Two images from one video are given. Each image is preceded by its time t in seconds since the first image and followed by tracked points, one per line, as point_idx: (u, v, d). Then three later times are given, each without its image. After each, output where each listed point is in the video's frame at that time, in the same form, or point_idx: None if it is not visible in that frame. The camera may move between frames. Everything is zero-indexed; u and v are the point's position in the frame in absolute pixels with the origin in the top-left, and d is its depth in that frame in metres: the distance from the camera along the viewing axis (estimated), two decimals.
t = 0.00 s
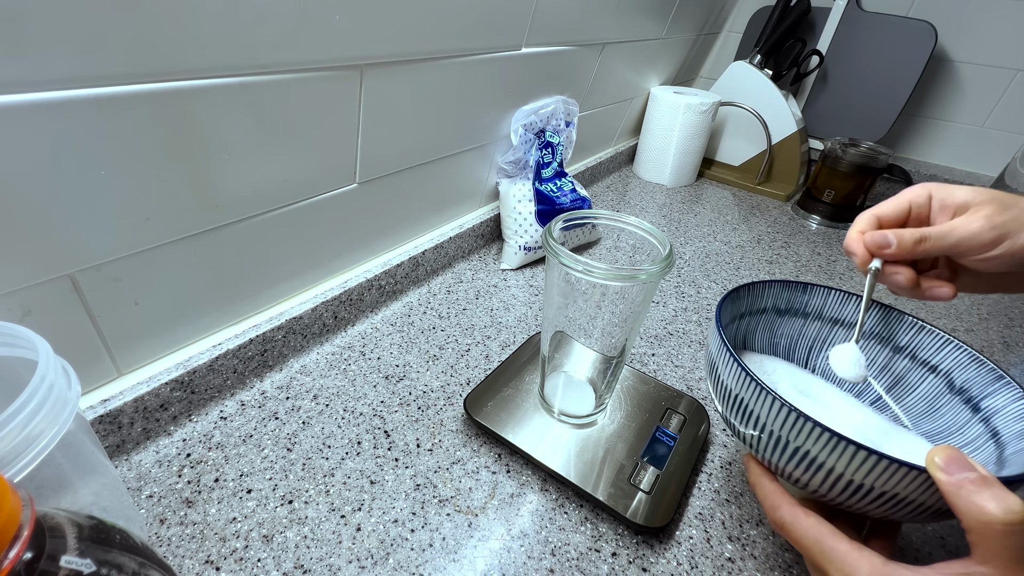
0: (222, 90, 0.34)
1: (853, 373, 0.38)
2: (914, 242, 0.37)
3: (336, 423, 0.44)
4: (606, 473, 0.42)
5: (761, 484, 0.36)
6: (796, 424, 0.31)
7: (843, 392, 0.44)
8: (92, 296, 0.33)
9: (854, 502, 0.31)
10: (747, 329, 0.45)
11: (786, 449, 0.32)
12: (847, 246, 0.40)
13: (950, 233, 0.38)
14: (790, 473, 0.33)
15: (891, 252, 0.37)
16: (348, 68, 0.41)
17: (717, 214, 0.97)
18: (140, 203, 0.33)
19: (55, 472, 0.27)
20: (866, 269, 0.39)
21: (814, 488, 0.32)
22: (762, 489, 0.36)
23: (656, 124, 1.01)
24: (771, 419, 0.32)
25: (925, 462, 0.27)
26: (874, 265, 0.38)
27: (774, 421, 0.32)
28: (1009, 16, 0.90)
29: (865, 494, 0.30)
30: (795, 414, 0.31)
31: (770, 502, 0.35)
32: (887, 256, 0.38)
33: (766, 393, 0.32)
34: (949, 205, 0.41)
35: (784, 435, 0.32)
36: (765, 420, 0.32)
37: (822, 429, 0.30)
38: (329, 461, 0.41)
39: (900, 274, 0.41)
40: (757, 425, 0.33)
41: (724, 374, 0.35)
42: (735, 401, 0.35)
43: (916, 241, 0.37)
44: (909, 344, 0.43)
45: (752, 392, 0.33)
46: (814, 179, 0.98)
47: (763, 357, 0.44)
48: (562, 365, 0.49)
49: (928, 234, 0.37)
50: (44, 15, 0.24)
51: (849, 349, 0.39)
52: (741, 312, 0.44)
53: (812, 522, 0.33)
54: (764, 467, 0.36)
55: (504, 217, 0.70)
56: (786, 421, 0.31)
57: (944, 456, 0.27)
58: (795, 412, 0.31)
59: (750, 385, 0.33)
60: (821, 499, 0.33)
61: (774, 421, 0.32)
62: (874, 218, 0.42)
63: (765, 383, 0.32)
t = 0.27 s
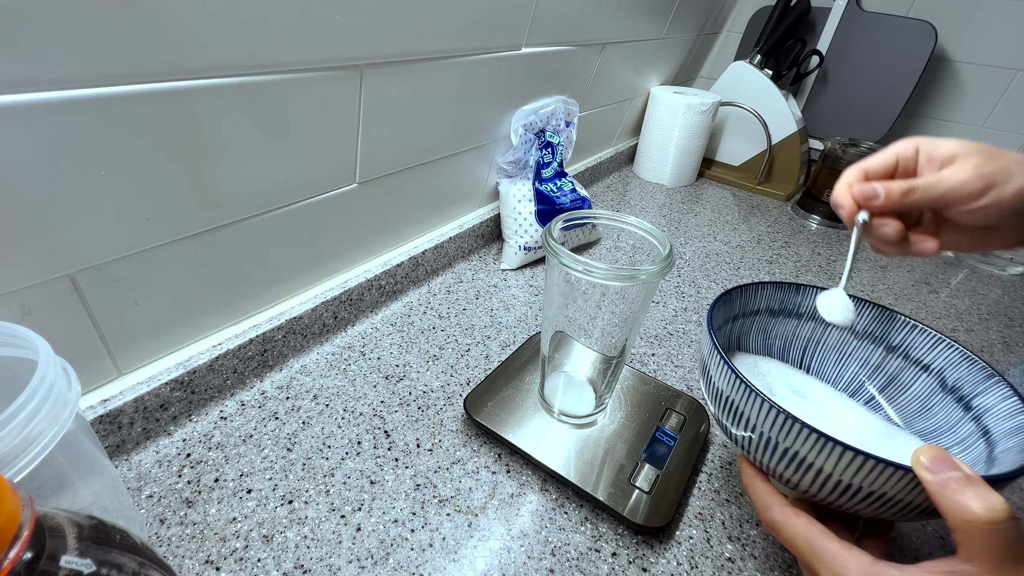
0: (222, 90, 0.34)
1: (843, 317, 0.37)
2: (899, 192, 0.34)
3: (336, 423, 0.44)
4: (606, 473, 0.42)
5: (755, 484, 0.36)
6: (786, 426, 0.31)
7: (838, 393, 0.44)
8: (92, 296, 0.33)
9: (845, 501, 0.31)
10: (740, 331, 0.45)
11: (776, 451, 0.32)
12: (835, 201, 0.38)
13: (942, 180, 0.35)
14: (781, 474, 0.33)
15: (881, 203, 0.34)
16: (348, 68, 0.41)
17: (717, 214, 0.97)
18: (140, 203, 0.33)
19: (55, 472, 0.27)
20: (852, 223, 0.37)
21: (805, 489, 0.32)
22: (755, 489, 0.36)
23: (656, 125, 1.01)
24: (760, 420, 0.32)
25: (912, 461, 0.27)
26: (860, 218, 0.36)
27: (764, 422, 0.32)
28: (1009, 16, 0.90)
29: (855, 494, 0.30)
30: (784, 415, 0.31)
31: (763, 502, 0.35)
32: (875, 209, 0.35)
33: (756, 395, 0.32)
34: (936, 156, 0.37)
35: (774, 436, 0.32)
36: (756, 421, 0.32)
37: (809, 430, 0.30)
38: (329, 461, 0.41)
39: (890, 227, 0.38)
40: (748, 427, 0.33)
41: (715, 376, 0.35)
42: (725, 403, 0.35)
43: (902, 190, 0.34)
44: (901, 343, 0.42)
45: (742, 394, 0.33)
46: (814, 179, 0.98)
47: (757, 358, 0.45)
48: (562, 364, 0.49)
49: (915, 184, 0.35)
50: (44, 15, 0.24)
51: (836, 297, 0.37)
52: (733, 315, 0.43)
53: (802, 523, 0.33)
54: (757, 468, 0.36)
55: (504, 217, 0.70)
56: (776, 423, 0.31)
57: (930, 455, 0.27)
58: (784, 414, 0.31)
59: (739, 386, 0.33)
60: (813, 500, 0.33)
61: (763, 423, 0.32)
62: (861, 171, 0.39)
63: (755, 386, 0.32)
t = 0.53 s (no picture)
0: (222, 90, 0.34)
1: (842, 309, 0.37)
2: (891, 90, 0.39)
3: (336, 423, 0.44)
4: (606, 473, 0.42)
5: (757, 492, 0.36)
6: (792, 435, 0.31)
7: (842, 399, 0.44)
8: (92, 296, 0.33)
9: (850, 511, 0.31)
10: (746, 334, 0.45)
11: (782, 459, 0.32)
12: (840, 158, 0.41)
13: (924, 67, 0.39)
14: (786, 482, 0.33)
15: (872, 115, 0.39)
16: (348, 68, 0.41)
17: (717, 214, 0.97)
18: (140, 203, 0.33)
19: (55, 471, 0.27)
20: (855, 164, 0.40)
21: (809, 498, 0.32)
22: (758, 498, 0.36)
23: (656, 124, 1.01)
24: (767, 427, 0.32)
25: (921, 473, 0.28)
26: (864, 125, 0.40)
27: (771, 429, 0.32)
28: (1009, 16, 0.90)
29: (860, 504, 0.30)
30: (791, 423, 0.31)
31: (765, 511, 0.35)
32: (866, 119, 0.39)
33: (762, 402, 0.32)
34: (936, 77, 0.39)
35: (780, 444, 0.32)
36: (762, 429, 0.32)
37: (816, 439, 0.30)
38: (329, 461, 0.41)
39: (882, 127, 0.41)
40: (753, 434, 0.33)
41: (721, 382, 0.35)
42: (730, 409, 0.35)
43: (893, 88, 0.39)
44: (909, 352, 0.43)
45: (748, 401, 0.33)
46: (813, 179, 0.98)
47: (761, 363, 0.44)
48: (562, 365, 0.49)
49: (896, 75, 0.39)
50: (43, 15, 0.24)
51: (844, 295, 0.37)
52: (740, 319, 0.44)
53: (806, 532, 0.33)
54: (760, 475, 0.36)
55: (504, 217, 0.70)
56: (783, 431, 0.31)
57: (939, 467, 0.27)
58: (791, 422, 0.31)
59: (746, 393, 0.33)
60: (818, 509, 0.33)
61: (770, 430, 0.32)
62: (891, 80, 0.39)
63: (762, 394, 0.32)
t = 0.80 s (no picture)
0: (223, 90, 0.34)
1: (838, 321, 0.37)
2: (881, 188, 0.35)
3: (336, 423, 0.44)
4: (607, 473, 0.42)
5: (744, 490, 0.37)
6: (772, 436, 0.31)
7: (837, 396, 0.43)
8: (92, 296, 0.33)
9: (835, 511, 0.31)
10: (739, 334, 0.45)
11: (765, 460, 0.32)
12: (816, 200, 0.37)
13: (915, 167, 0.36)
14: (771, 483, 0.33)
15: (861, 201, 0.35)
16: (348, 68, 0.41)
17: (717, 214, 0.97)
18: (140, 203, 0.33)
19: (55, 471, 0.27)
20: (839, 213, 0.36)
21: (795, 498, 0.32)
22: (746, 496, 0.36)
23: (656, 124, 1.01)
24: (750, 430, 0.32)
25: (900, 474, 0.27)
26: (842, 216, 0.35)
27: (754, 430, 0.32)
28: (1009, 16, 0.90)
29: (844, 505, 0.30)
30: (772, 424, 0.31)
31: (752, 510, 0.36)
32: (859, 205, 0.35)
33: (743, 403, 0.32)
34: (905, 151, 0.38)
35: (763, 445, 0.32)
36: (744, 429, 0.32)
37: (797, 440, 0.30)
38: (329, 461, 0.41)
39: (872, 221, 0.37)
40: (738, 435, 0.33)
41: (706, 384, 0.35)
42: (716, 411, 0.35)
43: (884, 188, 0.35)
44: (903, 349, 0.43)
45: (730, 402, 0.33)
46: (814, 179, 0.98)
47: (754, 362, 0.44)
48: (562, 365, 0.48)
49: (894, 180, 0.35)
50: (43, 15, 0.24)
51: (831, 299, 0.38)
52: (733, 318, 0.44)
53: (790, 532, 0.33)
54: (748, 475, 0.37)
55: (504, 217, 0.70)
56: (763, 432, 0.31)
57: (918, 468, 0.27)
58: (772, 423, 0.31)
59: (728, 395, 0.33)
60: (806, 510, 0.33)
61: (753, 432, 0.32)
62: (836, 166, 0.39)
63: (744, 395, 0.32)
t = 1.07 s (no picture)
0: (223, 90, 0.34)
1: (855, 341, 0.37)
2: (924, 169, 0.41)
3: (336, 423, 0.44)
4: (606, 473, 0.42)
5: (765, 503, 0.36)
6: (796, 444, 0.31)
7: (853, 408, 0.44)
8: (92, 296, 0.33)
9: (858, 525, 0.31)
10: (755, 341, 0.45)
11: (787, 469, 0.32)
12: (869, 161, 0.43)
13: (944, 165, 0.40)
14: (793, 494, 0.33)
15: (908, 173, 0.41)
16: (348, 68, 0.41)
17: (717, 214, 0.97)
18: (140, 203, 0.33)
19: (55, 471, 0.27)
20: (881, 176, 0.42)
21: (816, 510, 0.32)
22: (765, 508, 0.36)
23: (656, 124, 1.01)
24: (774, 439, 0.32)
25: (931, 490, 0.27)
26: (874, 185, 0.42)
27: (777, 440, 0.32)
28: (1009, 16, 0.90)
29: (869, 518, 0.30)
30: (799, 434, 0.30)
31: (772, 522, 0.35)
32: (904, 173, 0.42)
33: (768, 411, 0.32)
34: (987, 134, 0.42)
35: (787, 455, 0.32)
36: (768, 438, 0.32)
37: (822, 450, 0.30)
38: (329, 461, 0.41)
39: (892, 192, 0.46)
40: (759, 444, 0.33)
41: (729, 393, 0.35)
42: (737, 417, 0.35)
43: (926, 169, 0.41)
44: (923, 361, 0.42)
45: (754, 410, 0.33)
46: (813, 179, 0.98)
47: (772, 372, 0.45)
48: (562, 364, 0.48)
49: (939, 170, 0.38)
50: (43, 15, 0.24)
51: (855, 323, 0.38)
52: (750, 325, 0.44)
53: (812, 545, 0.33)
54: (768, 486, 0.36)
55: (504, 217, 0.70)
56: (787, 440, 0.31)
57: (950, 484, 0.27)
58: (799, 433, 0.30)
59: (753, 403, 0.33)
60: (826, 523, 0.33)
61: (778, 441, 0.32)
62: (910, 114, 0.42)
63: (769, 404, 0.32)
